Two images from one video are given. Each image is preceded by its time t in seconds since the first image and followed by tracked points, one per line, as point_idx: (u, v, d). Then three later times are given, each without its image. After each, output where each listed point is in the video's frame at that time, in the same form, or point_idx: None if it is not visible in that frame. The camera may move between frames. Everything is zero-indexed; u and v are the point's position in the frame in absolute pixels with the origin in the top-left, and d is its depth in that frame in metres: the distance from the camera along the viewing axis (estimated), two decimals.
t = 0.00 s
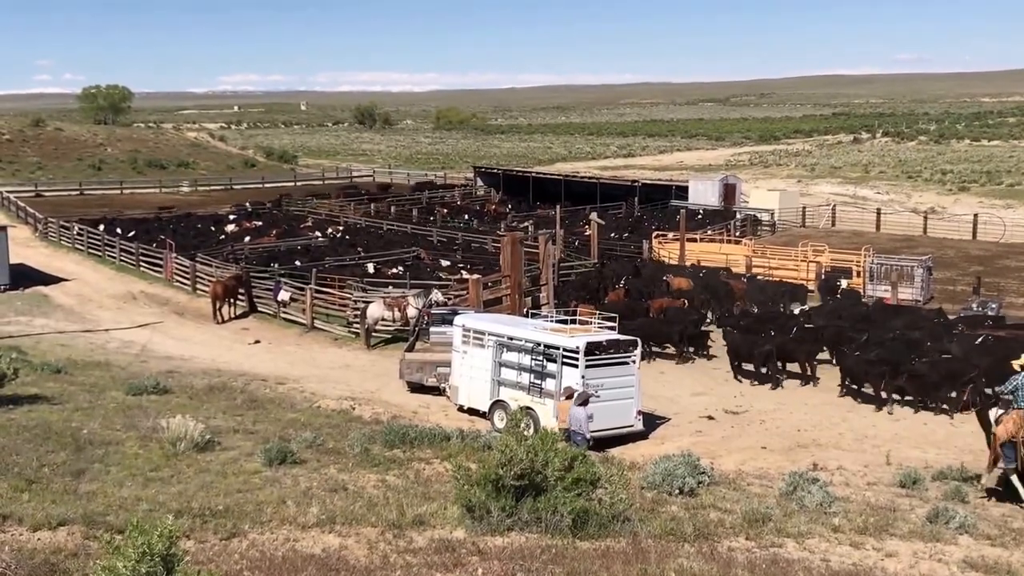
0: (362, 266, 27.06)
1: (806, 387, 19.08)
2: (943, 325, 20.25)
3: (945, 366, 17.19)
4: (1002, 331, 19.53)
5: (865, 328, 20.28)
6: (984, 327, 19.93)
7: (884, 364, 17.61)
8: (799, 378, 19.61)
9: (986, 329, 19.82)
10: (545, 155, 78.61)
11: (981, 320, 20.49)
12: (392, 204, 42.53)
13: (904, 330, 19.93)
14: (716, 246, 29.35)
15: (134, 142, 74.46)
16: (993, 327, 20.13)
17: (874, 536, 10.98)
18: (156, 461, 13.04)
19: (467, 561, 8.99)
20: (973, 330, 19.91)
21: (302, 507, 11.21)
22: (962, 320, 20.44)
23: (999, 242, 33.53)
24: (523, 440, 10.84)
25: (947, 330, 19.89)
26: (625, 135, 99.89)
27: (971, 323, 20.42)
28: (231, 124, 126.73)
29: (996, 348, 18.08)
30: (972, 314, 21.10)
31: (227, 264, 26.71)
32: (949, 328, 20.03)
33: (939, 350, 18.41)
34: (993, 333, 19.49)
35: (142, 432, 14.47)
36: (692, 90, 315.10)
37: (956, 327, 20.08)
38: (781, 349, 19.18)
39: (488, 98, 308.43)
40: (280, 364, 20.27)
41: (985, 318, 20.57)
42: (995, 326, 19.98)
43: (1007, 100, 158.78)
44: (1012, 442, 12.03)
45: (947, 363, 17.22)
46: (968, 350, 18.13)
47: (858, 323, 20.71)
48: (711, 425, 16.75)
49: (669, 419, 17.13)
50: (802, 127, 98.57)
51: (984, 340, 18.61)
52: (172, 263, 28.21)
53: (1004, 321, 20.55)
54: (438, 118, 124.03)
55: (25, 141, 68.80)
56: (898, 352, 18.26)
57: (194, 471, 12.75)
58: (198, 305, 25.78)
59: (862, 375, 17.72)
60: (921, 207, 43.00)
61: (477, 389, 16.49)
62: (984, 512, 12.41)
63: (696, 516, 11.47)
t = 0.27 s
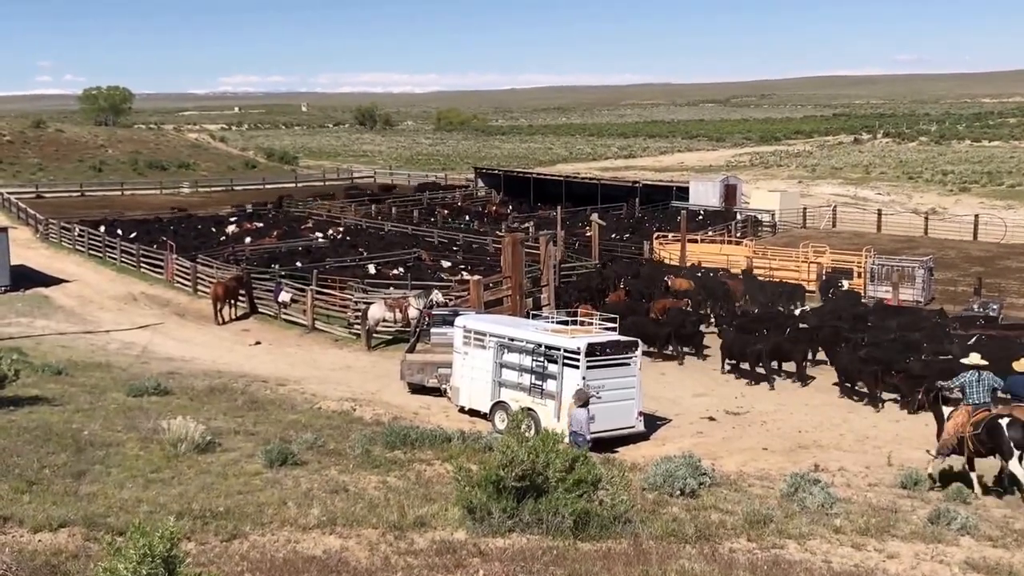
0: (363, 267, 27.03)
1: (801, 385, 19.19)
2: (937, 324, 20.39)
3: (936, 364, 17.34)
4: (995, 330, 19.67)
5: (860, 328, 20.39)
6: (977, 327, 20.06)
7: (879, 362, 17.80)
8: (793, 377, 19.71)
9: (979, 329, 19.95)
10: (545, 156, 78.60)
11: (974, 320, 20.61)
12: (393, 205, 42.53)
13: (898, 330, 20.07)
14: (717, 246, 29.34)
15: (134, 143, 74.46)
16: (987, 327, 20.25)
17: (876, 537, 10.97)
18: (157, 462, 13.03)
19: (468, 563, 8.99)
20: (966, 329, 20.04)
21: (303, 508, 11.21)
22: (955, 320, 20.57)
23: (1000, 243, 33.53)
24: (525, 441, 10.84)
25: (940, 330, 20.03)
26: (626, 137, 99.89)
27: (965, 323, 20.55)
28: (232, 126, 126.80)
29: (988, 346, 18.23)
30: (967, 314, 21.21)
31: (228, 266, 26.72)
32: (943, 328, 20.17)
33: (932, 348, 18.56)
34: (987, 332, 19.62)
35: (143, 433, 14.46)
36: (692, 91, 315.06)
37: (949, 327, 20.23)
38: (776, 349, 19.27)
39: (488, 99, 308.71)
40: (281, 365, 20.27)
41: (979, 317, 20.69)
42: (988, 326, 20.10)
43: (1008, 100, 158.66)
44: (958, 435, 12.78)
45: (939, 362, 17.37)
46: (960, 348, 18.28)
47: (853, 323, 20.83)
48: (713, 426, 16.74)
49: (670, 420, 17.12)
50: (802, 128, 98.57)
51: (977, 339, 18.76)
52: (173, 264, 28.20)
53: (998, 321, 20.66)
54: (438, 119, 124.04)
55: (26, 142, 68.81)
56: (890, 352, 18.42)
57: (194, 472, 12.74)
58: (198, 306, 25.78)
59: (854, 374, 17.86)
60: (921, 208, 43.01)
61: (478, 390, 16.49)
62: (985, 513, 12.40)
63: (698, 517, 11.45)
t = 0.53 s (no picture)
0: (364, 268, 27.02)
1: (797, 385, 19.24)
2: (928, 323, 20.50)
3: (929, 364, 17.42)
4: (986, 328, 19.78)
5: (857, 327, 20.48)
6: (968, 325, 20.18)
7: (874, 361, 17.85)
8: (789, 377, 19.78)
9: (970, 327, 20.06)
10: (547, 157, 78.63)
11: (966, 319, 20.71)
12: (393, 206, 42.53)
13: (890, 329, 20.17)
14: (718, 247, 29.35)
15: (135, 144, 74.44)
16: (978, 326, 20.37)
17: (877, 538, 10.95)
18: (158, 464, 13.02)
19: (470, 564, 8.97)
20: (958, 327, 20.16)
21: (304, 510, 11.19)
22: (947, 318, 20.69)
23: (1001, 243, 33.53)
24: (525, 442, 10.84)
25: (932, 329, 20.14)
26: (626, 137, 99.95)
27: (956, 322, 20.66)
28: (232, 127, 126.85)
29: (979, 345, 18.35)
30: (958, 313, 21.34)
31: (228, 267, 26.72)
32: (934, 326, 20.28)
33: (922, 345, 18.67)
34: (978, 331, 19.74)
35: (144, 435, 14.45)
36: (693, 91, 315.07)
37: (941, 327, 20.34)
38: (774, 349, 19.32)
39: (489, 99, 308.93)
40: (282, 366, 20.25)
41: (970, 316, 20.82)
42: (979, 324, 20.22)
43: (1009, 100, 158.66)
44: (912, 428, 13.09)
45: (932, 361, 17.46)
46: (950, 345, 18.38)
47: (848, 322, 20.91)
48: (714, 427, 16.72)
49: (672, 421, 17.11)
50: (803, 128, 98.57)
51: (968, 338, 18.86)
52: (174, 266, 28.19)
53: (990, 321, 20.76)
54: (439, 119, 124.06)
55: (27, 143, 68.83)
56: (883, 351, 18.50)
57: (195, 474, 12.73)
58: (199, 307, 25.78)
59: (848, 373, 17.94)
60: (922, 208, 43.01)
61: (479, 391, 16.48)
62: (987, 514, 12.37)
63: (699, 518, 11.44)
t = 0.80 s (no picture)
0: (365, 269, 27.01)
1: (797, 385, 19.24)
2: (917, 322, 20.59)
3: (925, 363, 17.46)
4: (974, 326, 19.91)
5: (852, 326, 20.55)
6: (956, 323, 20.31)
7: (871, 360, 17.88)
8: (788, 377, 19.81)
9: (958, 326, 20.19)
10: (547, 157, 78.63)
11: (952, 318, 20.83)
12: (394, 207, 42.54)
13: (883, 327, 20.23)
14: (719, 248, 29.35)
15: (136, 145, 74.44)
16: (966, 324, 20.49)
17: (879, 539, 10.93)
18: (158, 465, 13.02)
19: (470, 565, 8.95)
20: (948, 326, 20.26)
21: (305, 510, 11.19)
22: (934, 316, 20.79)
23: (1002, 243, 33.51)
24: (527, 443, 10.83)
25: (921, 330, 20.22)
26: (627, 137, 99.97)
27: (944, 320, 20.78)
28: (233, 128, 126.96)
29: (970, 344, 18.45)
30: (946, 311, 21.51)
31: (229, 268, 26.72)
32: (924, 327, 20.37)
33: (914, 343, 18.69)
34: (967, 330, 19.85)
35: (145, 436, 14.44)
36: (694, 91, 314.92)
37: (929, 327, 20.45)
38: (773, 348, 19.35)
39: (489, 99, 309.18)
40: (283, 367, 20.25)
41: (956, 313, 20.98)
42: (967, 322, 20.35)
43: (1010, 100, 158.64)
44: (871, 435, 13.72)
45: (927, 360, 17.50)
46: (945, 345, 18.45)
47: (840, 319, 20.97)
48: (716, 428, 16.71)
49: (673, 422, 17.09)
50: (804, 128, 98.55)
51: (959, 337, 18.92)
52: (174, 267, 28.19)
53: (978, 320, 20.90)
54: (439, 120, 124.07)
55: (27, 145, 68.86)
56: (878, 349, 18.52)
57: (196, 475, 12.72)
58: (200, 308, 25.78)
59: (845, 370, 17.87)
60: (924, 208, 42.99)
61: (480, 392, 16.46)
62: (988, 515, 12.34)
63: (700, 519, 11.42)
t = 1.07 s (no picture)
0: (366, 270, 27.01)
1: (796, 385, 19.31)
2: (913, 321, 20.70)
3: (923, 361, 17.55)
4: (963, 325, 20.09)
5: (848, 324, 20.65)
6: (946, 323, 20.48)
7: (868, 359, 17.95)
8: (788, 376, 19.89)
9: (948, 325, 20.36)
10: (548, 157, 78.60)
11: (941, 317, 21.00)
12: (394, 207, 42.54)
13: (876, 326, 20.35)
14: (720, 248, 29.34)
15: (136, 146, 74.44)
16: (955, 323, 20.66)
17: (881, 539, 10.92)
18: (159, 466, 13.01)
19: (472, 566, 8.95)
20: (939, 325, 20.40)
21: (306, 511, 11.18)
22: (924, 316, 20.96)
23: (1004, 243, 33.49)
24: (528, 444, 10.83)
25: (912, 330, 20.36)
26: (627, 137, 99.96)
27: (934, 319, 20.96)
28: (233, 128, 127.06)
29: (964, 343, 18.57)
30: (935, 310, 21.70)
31: (230, 269, 26.73)
32: (915, 327, 20.51)
33: (907, 341, 18.80)
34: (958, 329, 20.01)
35: (146, 437, 14.43)
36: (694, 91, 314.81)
37: (919, 327, 20.60)
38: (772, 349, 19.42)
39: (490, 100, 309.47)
40: (283, 368, 20.24)
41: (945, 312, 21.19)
42: (957, 321, 20.53)
43: (1011, 100, 158.53)
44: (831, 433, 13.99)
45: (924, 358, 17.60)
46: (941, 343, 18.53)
47: (835, 317, 21.08)
48: (717, 428, 16.70)
49: (675, 422, 17.08)
50: (805, 128, 98.53)
51: (951, 336, 19.05)
52: (175, 268, 28.19)
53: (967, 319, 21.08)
54: (440, 121, 124.04)
55: (28, 146, 68.85)
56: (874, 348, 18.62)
57: (197, 476, 12.71)
58: (201, 309, 25.78)
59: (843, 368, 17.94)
60: (925, 208, 42.97)
61: (481, 393, 16.45)
62: (990, 514, 12.33)
63: (702, 519, 11.40)
